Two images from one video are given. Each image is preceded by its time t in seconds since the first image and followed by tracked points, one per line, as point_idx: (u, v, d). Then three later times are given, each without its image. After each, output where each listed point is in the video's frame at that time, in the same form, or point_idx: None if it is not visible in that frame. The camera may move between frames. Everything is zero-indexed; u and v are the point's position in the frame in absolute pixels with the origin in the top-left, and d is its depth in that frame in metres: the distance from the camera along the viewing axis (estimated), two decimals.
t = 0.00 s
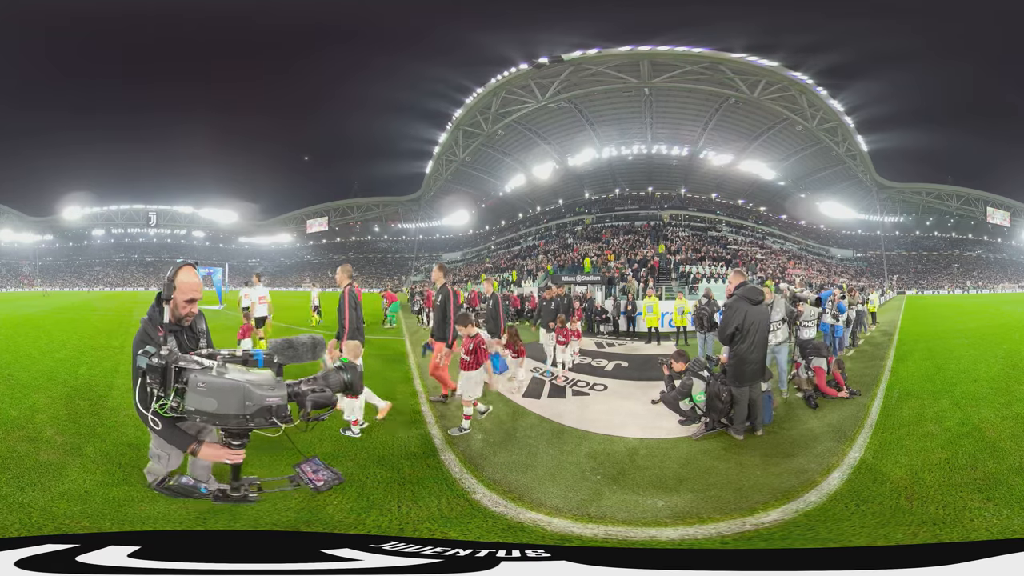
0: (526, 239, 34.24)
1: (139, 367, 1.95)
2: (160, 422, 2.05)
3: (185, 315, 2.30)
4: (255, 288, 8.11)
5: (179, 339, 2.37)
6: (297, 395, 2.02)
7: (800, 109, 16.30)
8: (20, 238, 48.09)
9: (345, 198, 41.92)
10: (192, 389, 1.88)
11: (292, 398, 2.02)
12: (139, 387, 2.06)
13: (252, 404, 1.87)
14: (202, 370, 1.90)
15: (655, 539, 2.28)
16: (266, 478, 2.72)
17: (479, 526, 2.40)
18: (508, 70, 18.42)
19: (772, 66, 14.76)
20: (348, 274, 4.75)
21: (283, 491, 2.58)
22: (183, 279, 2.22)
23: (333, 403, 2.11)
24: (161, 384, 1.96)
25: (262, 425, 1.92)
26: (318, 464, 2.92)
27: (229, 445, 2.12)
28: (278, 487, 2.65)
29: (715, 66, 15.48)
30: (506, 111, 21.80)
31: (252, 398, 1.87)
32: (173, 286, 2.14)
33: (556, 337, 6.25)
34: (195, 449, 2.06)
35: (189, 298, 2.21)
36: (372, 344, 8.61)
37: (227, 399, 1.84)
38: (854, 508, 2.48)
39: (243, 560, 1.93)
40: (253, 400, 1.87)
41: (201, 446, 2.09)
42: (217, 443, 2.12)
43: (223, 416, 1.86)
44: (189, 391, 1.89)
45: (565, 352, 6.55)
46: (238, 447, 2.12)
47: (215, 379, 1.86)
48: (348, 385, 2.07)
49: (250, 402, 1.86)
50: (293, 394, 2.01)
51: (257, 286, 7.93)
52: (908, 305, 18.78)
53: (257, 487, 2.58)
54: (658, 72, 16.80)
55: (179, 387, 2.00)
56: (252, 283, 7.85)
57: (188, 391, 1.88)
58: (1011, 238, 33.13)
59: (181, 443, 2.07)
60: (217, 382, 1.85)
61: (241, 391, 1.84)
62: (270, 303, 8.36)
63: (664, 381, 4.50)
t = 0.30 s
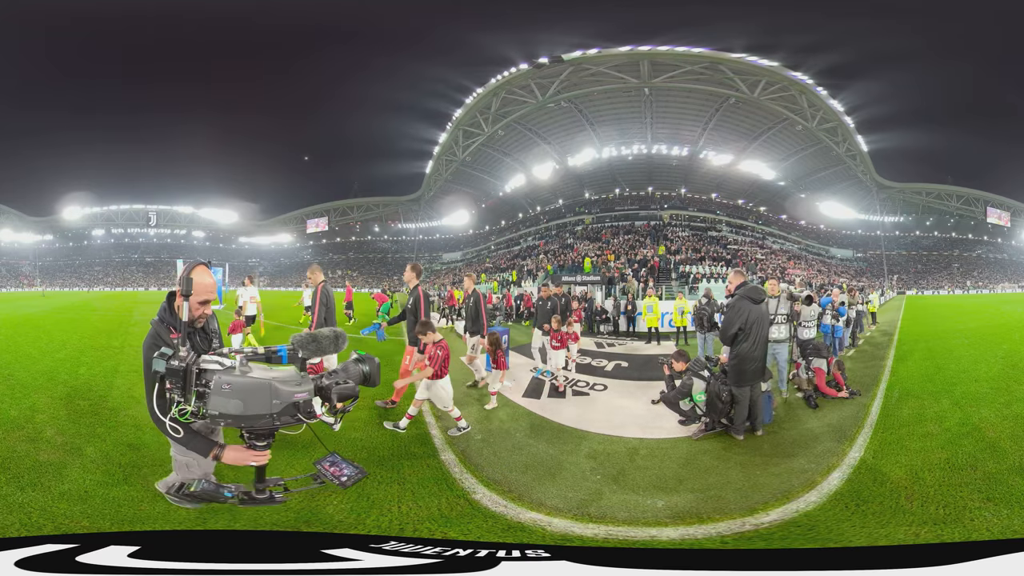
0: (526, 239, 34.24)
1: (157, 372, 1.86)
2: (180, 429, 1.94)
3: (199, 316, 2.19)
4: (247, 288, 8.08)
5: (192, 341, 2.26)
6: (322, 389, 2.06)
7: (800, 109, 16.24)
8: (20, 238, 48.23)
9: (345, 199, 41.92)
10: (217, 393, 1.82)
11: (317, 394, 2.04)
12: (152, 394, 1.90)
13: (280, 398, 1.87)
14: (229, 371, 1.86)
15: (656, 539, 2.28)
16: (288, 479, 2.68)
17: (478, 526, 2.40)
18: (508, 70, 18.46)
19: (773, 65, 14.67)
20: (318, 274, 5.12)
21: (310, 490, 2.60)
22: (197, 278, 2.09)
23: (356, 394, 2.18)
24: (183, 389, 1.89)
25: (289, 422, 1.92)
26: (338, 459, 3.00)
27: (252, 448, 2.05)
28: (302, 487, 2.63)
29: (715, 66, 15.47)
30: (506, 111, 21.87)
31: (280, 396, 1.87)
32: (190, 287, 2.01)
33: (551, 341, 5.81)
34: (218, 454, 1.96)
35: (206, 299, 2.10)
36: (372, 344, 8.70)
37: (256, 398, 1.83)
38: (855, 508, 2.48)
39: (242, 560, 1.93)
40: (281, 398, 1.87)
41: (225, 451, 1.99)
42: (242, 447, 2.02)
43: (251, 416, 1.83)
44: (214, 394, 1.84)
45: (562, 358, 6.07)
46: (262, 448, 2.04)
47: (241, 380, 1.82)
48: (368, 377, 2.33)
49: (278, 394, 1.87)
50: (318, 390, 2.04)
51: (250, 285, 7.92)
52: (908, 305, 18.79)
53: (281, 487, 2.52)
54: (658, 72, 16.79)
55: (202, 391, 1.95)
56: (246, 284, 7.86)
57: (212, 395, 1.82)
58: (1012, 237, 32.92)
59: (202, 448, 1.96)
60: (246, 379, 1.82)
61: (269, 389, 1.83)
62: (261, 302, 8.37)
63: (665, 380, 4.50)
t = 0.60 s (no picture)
0: (526, 239, 34.26)
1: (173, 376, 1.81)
2: (200, 437, 1.97)
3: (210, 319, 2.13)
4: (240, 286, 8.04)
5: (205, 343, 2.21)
6: (344, 384, 2.07)
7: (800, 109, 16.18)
8: (19, 238, 48.25)
9: (345, 199, 41.95)
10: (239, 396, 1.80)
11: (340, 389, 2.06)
12: (166, 400, 1.96)
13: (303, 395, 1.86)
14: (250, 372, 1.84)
15: (657, 539, 2.28)
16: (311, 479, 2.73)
17: (479, 526, 2.40)
18: (508, 70, 18.51)
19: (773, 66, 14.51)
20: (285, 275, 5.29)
21: (331, 489, 2.65)
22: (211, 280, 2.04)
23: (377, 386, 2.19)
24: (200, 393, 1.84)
25: (312, 420, 1.93)
26: (356, 456, 3.05)
27: (274, 451, 2.08)
28: (326, 487, 2.68)
29: (715, 66, 15.46)
30: (506, 112, 21.91)
31: (304, 394, 1.87)
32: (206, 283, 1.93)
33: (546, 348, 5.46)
34: (241, 460, 2.00)
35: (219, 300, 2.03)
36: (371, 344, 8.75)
37: (281, 398, 1.81)
38: (855, 508, 2.48)
39: (243, 560, 1.93)
40: (305, 394, 1.87)
41: (247, 456, 2.02)
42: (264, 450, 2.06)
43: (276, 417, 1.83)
44: (233, 397, 1.81)
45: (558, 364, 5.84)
46: (286, 452, 2.09)
47: (263, 380, 1.80)
48: (386, 368, 2.23)
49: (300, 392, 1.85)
50: (341, 384, 2.05)
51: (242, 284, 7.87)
52: (908, 305, 18.80)
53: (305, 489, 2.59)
54: (658, 72, 16.80)
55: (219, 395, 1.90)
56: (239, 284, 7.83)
57: (234, 398, 1.79)
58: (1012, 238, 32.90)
59: (224, 455, 1.99)
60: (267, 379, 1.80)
61: (292, 387, 1.82)
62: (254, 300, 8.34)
63: (665, 380, 4.50)
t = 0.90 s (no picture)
0: (526, 239, 34.26)
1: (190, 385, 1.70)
2: (222, 448, 1.84)
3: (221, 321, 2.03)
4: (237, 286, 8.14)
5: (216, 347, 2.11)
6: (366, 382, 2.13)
7: (801, 109, 15.94)
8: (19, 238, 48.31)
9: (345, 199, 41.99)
10: (263, 401, 1.79)
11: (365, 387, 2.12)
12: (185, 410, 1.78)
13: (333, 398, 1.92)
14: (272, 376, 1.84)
15: (657, 539, 2.28)
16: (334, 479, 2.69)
17: (479, 526, 2.40)
18: (508, 70, 18.56)
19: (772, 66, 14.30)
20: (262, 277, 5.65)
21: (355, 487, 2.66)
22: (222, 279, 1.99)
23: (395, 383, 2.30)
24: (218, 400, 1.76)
25: (338, 419, 1.98)
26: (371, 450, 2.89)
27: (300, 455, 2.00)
28: (350, 485, 2.67)
29: (715, 66, 15.45)
30: (506, 112, 21.97)
31: (330, 395, 1.91)
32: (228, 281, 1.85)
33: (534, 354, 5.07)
34: (265, 467, 1.86)
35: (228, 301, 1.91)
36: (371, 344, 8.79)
37: (306, 400, 1.85)
38: (855, 508, 2.48)
39: (243, 560, 1.93)
40: (331, 394, 1.91)
41: (271, 463, 1.88)
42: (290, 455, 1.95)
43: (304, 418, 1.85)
44: (259, 404, 1.80)
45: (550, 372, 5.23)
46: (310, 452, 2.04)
47: (288, 383, 1.81)
48: (401, 365, 2.37)
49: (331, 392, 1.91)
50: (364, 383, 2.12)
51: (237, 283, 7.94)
52: (908, 305, 18.85)
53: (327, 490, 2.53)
54: (658, 72, 16.81)
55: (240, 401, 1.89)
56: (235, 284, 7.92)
57: (259, 403, 1.78)
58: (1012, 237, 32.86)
59: (245, 463, 1.85)
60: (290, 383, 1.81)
61: (316, 387, 1.85)
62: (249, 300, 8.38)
63: (665, 380, 4.50)
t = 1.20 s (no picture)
0: (525, 239, 34.21)
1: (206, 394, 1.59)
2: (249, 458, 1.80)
3: (228, 324, 1.95)
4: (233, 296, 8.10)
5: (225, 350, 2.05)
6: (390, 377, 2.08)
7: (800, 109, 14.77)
8: (19, 238, 48.40)
9: (345, 199, 42.06)
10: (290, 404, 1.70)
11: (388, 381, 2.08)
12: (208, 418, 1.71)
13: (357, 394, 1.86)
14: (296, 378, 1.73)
15: (658, 539, 2.28)
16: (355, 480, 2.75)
17: (480, 527, 2.40)
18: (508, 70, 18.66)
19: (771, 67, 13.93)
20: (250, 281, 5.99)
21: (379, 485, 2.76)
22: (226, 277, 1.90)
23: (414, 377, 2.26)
24: (243, 409, 1.68)
25: (361, 417, 1.94)
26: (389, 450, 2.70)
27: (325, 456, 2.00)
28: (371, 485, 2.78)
29: (715, 66, 15.37)
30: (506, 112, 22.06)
31: (355, 392, 1.85)
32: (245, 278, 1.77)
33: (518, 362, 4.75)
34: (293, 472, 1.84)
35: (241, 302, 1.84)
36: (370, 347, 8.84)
37: (333, 400, 1.78)
38: (855, 508, 2.48)
39: (243, 560, 1.93)
40: (357, 391, 1.86)
41: (299, 467, 1.89)
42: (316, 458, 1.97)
43: (331, 418, 1.80)
44: (285, 409, 1.69)
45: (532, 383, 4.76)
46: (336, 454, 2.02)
47: (315, 385, 1.72)
48: (417, 359, 2.28)
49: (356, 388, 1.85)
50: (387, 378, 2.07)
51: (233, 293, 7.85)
52: (907, 305, 18.92)
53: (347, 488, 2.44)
54: (658, 72, 16.81)
55: (263, 408, 1.79)
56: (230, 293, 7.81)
57: (285, 408, 1.68)
58: (1011, 238, 32.98)
59: (273, 472, 1.81)
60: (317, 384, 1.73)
61: (343, 386, 1.79)
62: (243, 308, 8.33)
63: (666, 380, 4.50)
